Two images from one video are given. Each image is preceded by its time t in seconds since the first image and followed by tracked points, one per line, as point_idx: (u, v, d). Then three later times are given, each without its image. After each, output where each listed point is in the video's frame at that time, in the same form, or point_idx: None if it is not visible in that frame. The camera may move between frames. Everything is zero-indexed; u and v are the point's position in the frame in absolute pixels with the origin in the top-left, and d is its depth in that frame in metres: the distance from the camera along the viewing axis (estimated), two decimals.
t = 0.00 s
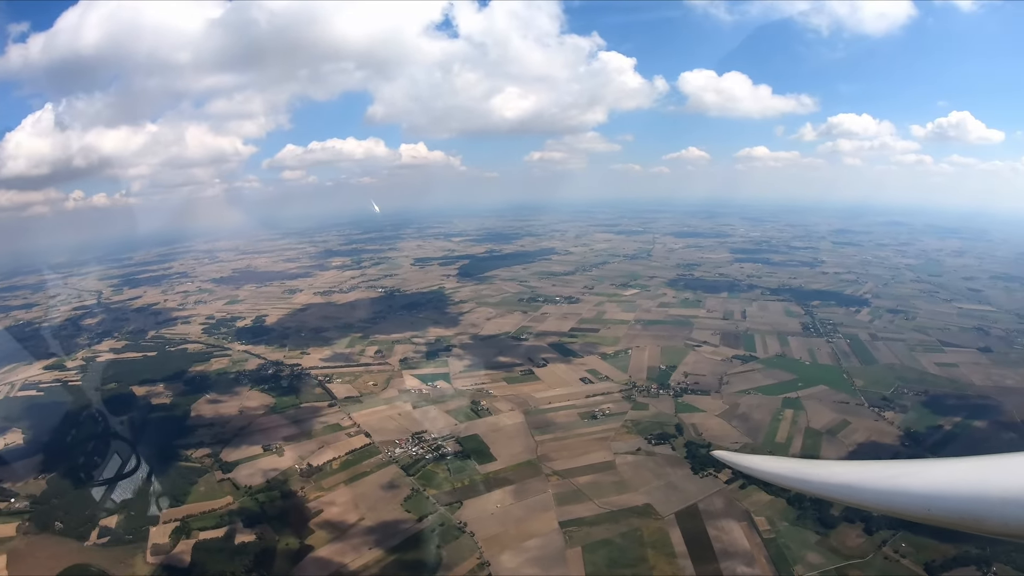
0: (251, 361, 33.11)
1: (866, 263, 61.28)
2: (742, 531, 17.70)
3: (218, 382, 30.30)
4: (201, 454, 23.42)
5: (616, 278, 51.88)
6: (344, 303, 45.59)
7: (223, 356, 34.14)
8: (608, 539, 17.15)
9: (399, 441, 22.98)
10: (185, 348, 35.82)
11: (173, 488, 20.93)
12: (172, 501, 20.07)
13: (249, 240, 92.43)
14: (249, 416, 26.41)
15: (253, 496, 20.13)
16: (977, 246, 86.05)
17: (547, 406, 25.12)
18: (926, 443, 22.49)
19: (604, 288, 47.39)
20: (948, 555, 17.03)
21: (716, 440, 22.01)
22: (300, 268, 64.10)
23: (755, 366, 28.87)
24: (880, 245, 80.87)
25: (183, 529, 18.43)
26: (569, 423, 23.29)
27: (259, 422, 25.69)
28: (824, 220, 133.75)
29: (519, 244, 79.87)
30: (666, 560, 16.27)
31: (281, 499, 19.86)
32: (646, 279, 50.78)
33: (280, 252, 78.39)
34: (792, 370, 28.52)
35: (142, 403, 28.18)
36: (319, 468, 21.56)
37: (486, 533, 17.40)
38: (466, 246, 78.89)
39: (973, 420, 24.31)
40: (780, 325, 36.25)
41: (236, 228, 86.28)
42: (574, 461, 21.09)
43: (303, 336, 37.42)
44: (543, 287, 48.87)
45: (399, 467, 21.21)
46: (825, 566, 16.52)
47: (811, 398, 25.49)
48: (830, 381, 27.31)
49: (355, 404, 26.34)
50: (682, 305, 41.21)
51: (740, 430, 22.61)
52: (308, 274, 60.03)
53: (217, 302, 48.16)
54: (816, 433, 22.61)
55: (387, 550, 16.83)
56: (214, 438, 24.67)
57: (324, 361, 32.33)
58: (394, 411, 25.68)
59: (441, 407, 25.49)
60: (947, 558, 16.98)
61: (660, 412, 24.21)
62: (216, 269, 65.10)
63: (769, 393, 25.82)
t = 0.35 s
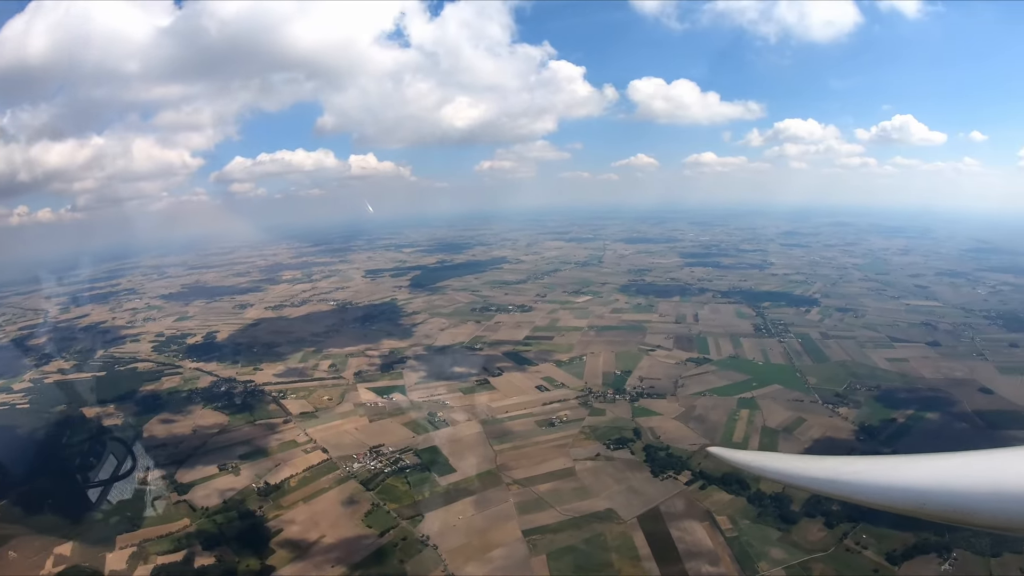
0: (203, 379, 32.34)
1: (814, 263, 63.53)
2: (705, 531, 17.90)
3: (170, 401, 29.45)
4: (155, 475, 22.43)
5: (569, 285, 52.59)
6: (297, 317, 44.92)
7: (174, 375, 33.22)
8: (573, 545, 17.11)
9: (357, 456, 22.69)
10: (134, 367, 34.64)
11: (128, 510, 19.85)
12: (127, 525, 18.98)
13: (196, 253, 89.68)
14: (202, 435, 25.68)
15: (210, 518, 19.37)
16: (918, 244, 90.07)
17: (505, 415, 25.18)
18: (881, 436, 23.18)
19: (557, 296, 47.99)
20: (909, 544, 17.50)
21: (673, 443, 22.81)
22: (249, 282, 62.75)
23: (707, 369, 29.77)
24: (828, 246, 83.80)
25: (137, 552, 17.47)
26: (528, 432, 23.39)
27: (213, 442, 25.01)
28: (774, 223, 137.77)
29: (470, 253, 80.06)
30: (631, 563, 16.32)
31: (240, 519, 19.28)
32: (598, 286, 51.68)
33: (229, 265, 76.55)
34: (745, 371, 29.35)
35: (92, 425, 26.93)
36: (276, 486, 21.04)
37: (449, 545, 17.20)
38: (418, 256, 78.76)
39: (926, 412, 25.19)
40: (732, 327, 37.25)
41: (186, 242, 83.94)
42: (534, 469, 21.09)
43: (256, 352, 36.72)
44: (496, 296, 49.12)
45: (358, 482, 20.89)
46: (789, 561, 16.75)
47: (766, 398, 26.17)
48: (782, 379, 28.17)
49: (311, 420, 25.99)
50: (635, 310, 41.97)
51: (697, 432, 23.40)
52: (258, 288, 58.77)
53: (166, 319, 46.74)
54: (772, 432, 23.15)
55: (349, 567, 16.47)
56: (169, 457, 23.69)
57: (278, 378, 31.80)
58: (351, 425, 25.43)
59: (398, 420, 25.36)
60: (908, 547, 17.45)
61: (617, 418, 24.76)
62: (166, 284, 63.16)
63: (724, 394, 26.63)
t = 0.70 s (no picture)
0: (170, 393, 31.65)
1: (778, 260, 64.84)
2: (682, 529, 18.04)
3: (137, 417, 28.71)
4: (125, 491, 21.68)
5: (536, 288, 52.83)
6: (264, 327, 44.28)
7: (140, 390, 32.45)
8: (551, 548, 17.10)
9: (330, 466, 22.41)
10: (98, 384, 33.69)
11: (101, 529, 19.16)
12: (99, 545, 18.30)
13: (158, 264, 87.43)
14: (170, 450, 25.07)
15: (184, 534, 18.83)
16: (881, 239, 92.59)
17: (477, 420, 25.12)
18: (852, 428, 23.66)
19: (525, 299, 48.17)
20: (884, 533, 17.90)
21: (646, 442, 23.06)
22: (214, 293, 61.58)
23: (676, 368, 30.11)
24: (791, 243, 85.43)
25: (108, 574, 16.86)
26: (501, 437, 23.36)
27: (183, 456, 24.45)
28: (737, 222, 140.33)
29: (435, 259, 79.72)
30: (610, 564, 16.36)
31: (214, 534, 18.81)
32: (565, 288, 52.00)
33: (192, 276, 74.96)
34: (715, 369, 29.74)
35: (59, 443, 26.01)
36: (249, 500, 20.62)
37: (426, 553, 17.04)
38: (384, 263, 78.35)
39: (894, 403, 25.74)
40: (699, 326, 37.73)
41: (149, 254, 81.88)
42: (509, 474, 21.03)
43: (222, 364, 36.06)
44: (463, 302, 49.05)
45: (331, 492, 20.61)
46: (767, 554, 16.96)
47: (736, 395, 26.55)
48: (750, 376, 28.61)
49: (282, 431, 25.63)
50: (603, 312, 42.29)
51: (669, 431, 23.77)
52: (223, 299, 57.72)
53: (129, 333, 45.55)
54: (744, 428, 23.55)
55: None
56: (141, 474, 22.88)
57: (246, 390, 31.28)
58: (322, 435, 25.12)
59: (370, 429, 25.16)
60: (882, 536, 17.86)
61: (589, 419, 24.86)
62: (130, 296, 61.56)
63: (694, 392, 27.02)
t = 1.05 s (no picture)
0: (144, 408, 31.10)
1: (749, 258, 65.73)
2: (665, 528, 18.07)
3: (112, 433, 28.11)
4: (103, 508, 21.20)
5: (511, 292, 52.88)
6: (238, 338, 43.71)
7: (115, 405, 31.83)
8: (536, 552, 17.01)
9: (309, 477, 22.14)
10: (70, 400, 32.95)
11: (77, 549, 18.64)
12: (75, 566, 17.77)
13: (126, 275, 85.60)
14: (146, 465, 24.59)
15: (163, 552, 18.39)
16: (851, 235, 94.31)
17: (455, 425, 25.01)
18: (829, 421, 23.92)
19: (500, 303, 48.20)
20: (865, 524, 18.12)
21: (625, 443, 23.11)
22: (186, 305, 60.62)
23: (654, 368, 30.31)
24: (763, 241, 86.53)
25: None
26: (481, 442, 23.29)
27: (161, 470, 24.03)
28: (709, 221, 142.33)
29: (408, 265, 79.37)
30: (595, 565, 16.34)
31: (194, 550, 18.39)
32: (539, 291, 52.15)
33: (163, 288, 73.55)
34: (691, 368, 29.99)
35: (33, 461, 25.38)
36: (229, 514, 20.22)
37: (411, 562, 16.85)
38: (358, 270, 77.91)
39: (871, 395, 26.13)
40: (674, 326, 38.01)
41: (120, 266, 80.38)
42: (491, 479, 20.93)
43: (197, 377, 35.48)
44: (438, 307, 48.92)
45: (312, 503, 20.34)
46: (750, 550, 17.03)
47: (713, 393, 26.76)
48: (726, 374, 28.90)
49: (260, 444, 25.29)
50: (578, 314, 42.47)
51: (649, 431, 23.87)
52: (195, 311, 56.85)
53: (100, 347, 44.55)
54: (723, 426, 23.75)
55: None
56: (120, 492, 22.31)
57: (221, 402, 30.82)
58: (300, 446, 24.83)
59: (348, 438, 24.92)
60: (864, 527, 18.06)
61: (569, 422, 24.88)
62: (101, 309, 60.30)
63: (672, 392, 27.19)
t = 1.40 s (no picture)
0: (112, 424, 30.30)
1: (714, 256, 66.79)
2: (642, 527, 18.11)
3: (79, 451, 27.26)
4: (73, 529, 20.52)
5: (479, 296, 52.87)
6: (204, 350, 42.88)
7: (82, 422, 30.97)
8: (514, 556, 16.91)
9: (282, 489, 21.75)
10: (35, 418, 31.93)
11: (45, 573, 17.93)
12: None
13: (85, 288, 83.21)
14: (116, 482, 23.90)
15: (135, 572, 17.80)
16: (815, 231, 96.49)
17: (427, 432, 24.85)
18: (800, 415, 24.29)
19: (468, 308, 48.18)
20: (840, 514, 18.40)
21: (599, 443, 23.18)
22: (150, 317, 59.26)
23: (624, 368, 30.52)
24: (728, 240, 87.91)
25: None
26: (454, 448, 23.15)
27: (133, 487, 23.39)
28: (673, 220, 144.68)
29: (375, 272, 78.77)
30: (574, 567, 16.30)
31: (167, 569, 17.84)
32: (506, 295, 52.28)
33: (125, 301, 71.71)
34: (661, 367, 30.26)
35: None
36: (202, 530, 19.69)
37: (388, 571, 16.61)
38: (324, 278, 77.18)
39: (840, 387, 26.60)
40: (643, 325, 38.35)
41: (82, 279, 78.12)
42: (466, 485, 20.79)
43: (164, 391, 34.66)
44: (407, 313, 48.66)
45: (286, 516, 19.97)
46: (728, 545, 17.15)
47: (685, 391, 27.03)
48: (695, 372, 29.24)
49: (231, 457, 24.78)
50: (547, 316, 42.62)
51: (621, 431, 23.99)
52: (160, 324, 55.59)
53: (64, 363, 43.27)
54: (694, 423, 23.99)
55: None
56: (91, 512, 21.62)
57: (189, 416, 30.15)
58: (273, 458, 24.42)
59: (320, 448, 24.58)
60: (839, 518, 18.32)
61: (542, 425, 24.87)
62: (64, 324, 58.55)
63: (643, 391, 27.39)
